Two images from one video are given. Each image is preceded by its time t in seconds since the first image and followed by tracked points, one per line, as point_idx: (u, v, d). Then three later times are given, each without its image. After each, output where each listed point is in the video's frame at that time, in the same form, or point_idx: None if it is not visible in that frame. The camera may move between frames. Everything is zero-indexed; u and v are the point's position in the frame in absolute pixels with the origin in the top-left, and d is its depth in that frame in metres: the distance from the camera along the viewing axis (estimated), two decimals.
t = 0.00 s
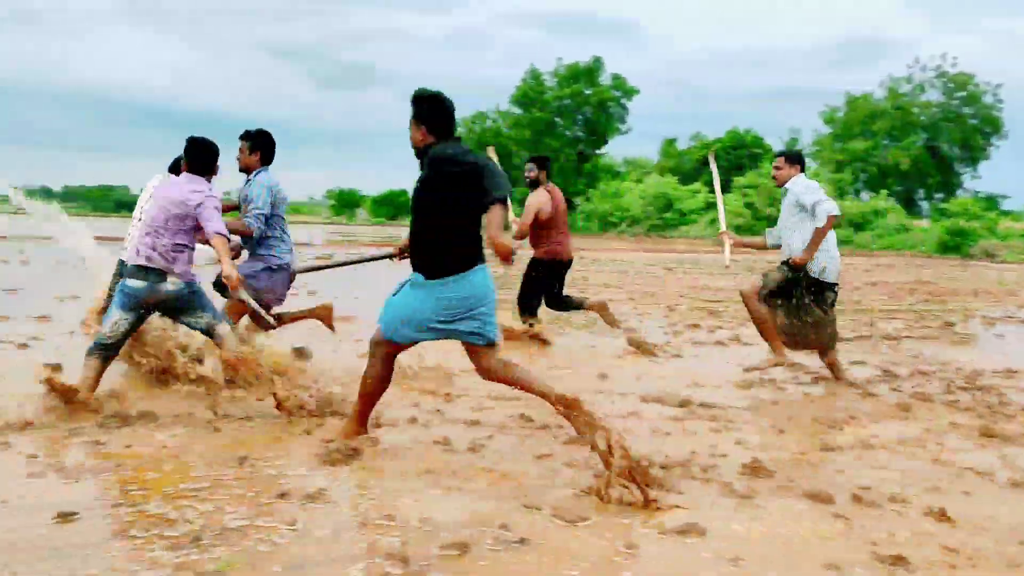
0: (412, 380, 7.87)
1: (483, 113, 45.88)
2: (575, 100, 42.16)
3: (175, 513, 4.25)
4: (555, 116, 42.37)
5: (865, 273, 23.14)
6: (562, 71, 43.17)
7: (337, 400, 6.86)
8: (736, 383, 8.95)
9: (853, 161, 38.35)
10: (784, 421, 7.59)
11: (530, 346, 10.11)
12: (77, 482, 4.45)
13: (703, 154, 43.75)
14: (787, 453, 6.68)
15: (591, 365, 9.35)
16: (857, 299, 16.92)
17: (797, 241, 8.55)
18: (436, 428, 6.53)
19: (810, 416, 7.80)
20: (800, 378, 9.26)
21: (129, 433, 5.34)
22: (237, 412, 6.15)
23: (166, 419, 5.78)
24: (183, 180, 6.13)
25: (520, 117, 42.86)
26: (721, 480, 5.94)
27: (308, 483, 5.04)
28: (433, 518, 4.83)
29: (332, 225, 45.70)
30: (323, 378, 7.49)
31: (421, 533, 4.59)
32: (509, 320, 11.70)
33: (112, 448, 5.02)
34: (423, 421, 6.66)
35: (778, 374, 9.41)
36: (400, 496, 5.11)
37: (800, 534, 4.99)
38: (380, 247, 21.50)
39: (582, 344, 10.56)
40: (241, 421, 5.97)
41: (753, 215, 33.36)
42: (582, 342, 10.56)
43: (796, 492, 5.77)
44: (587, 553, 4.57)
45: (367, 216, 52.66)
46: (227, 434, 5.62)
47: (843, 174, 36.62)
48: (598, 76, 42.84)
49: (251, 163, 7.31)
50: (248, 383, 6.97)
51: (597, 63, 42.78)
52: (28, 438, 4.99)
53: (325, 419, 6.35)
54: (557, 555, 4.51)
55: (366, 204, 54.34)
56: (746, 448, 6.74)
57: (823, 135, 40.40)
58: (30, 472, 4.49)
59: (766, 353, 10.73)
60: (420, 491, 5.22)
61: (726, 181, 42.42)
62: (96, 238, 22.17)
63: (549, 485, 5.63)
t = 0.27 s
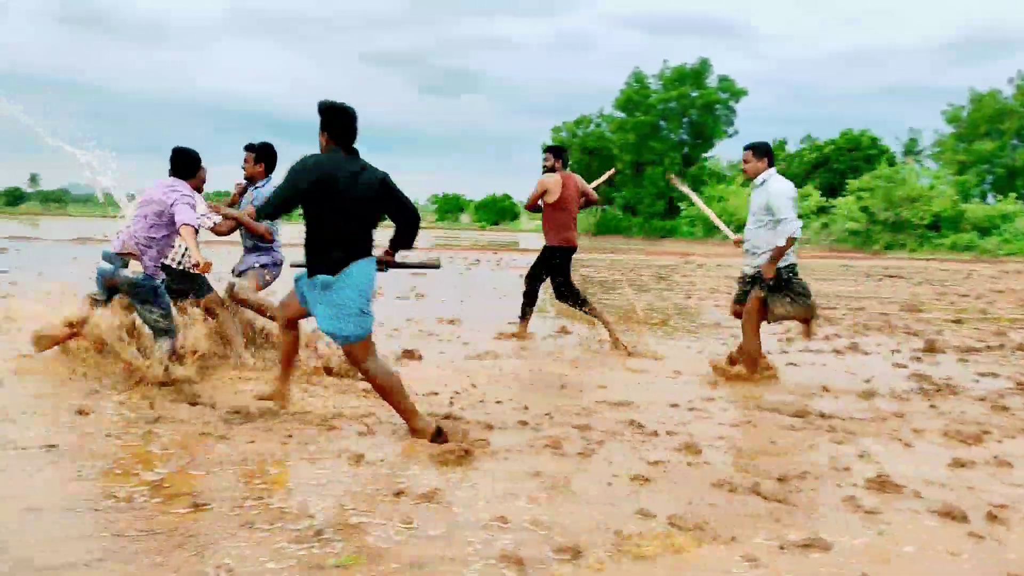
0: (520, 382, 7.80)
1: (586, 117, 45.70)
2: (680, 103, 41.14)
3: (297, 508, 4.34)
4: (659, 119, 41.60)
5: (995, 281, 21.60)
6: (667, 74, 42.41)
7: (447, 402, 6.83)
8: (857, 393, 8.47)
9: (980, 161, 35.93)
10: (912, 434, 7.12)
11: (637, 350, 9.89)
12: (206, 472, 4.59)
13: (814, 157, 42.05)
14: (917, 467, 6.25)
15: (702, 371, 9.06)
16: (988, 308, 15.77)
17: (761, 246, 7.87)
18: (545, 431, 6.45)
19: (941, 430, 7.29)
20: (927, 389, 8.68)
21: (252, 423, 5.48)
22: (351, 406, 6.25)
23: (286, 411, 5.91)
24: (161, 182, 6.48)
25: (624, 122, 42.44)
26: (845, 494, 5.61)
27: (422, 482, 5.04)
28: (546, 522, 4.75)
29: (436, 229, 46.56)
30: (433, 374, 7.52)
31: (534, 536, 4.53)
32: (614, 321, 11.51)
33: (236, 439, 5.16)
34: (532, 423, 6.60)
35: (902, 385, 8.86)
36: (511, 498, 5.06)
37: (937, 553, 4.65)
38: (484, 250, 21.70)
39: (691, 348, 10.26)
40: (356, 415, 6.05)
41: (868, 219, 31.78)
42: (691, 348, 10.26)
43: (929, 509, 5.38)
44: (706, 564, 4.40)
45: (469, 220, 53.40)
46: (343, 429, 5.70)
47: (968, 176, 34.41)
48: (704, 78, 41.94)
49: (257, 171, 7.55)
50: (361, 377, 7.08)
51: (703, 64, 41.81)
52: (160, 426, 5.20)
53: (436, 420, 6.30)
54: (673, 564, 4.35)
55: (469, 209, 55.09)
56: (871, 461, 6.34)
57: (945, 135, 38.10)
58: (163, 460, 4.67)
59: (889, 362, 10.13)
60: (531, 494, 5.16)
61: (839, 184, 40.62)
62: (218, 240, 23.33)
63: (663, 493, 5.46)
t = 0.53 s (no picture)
0: (572, 388, 7.74)
1: (634, 123, 45.45)
2: (730, 108, 40.91)
3: (355, 514, 4.34)
4: (708, 124, 41.32)
5: None
6: (717, 79, 42.09)
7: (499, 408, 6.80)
8: (920, 403, 8.19)
9: None
10: (979, 447, 6.84)
11: (690, 356, 9.75)
12: (265, 477, 4.62)
13: (869, 161, 41.13)
14: (984, 480, 6.01)
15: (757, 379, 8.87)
16: None
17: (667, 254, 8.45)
18: (599, 439, 6.37)
19: (1009, 442, 6.99)
20: (992, 400, 8.38)
21: (308, 427, 5.52)
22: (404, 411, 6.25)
23: (340, 414, 5.94)
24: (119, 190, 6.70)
25: (673, 128, 42.17)
26: (911, 507, 5.42)
27: (477, 490, 5.01)
28: (601, 531, 4.68)
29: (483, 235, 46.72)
30: (485, 380, 7.50)
31: (590, 545, 4.46)
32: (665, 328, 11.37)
33: (293, 444, 5.20)
34: (586, 431, 6.52)
35: (967, 396, 8.54)
36: (566, 507, 5.00)
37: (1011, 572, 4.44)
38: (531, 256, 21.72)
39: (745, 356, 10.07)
40: (410, 420, 6.05)
41: (925, 224, 30.90)
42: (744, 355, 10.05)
43: (1001, 523, 5.15)
44: None
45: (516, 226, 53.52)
46: (397, 434, 5.70)
47: None
48: (755, 82, 41.45)
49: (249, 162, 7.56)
50: (414, 381, 7.08)
51: (754, 68, 41.38)
52: (219, 429, 5.26)
53: (489, 426, 6.26)
54: None
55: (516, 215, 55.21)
56: (936, 474, 6.12)
57: (1007, 138, 36.85)
58: (223, 464, 4.72)
59: (952, 372, 9.78)
60: (586, 503, 5.09)
61: (895, 188, 39.62)
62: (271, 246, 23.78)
63: (720, 504, 5.33)
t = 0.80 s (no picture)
0: (610, 394, 7.69)
1: (671, 127, 45.15)
2: (770, 111, 40.43)
3: (395, 520, 4.35)
4: (747, 128, 40.88)
5: None
6: (756, 82, 41.64)
7: (537, 413, 6.78)
8: (967, 413, 7.99)
9: None
10: None
11: (729, 362, 9.63)
12: (306, 483, 4.65)
13: (912, 165, 40.32)
14: None
15: (799, 387, 8.71)
16: None
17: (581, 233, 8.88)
18: (638, 446, 6.31)
19: None
20: None
21: (348, 432, 5.54)
22: (443, 417, 6.25)
23: (379, 419, 5.96)
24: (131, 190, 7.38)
25: (711, 131, 41.79)
26: (959, 519, 5.28)
27: (516, 497, 4.99)
28: (641, 540, 4.63)
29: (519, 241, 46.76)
30: (522, 386, 7.47)
31: (630, 554, 4.41)
32: (704, 334, 11.24)
33: (334, 449, 5.22)
34: (625, 438, 6.46)
35: (1016, 407, 8.31)
36: (606, 515, 4.95)
37: None
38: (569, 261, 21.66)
39: (786, 363, 9.90)
40: (448, 426, 6.04)
41: (971, 230, 30.18)
42: (784, 361, 9.89)
43: None
44: None
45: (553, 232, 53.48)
46: (436, 440, 5.70)
47: None
48: (795, 85, 40.92)
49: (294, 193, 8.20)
50: (451, 387, 7.08)
51: (794, 71, 40.87)
52: (261, 432, 5.31)
53: (527, 432, 6.23)
54: None
55: (552, 220, 55.18)
56: (985, 486, 5.95)
57: None
58: (266, 469, 4.76)
59: (1000, 381, 9.53)
60: (625, 512, 5.04)
61: (939, 193, 38.79)
62: (311, 252, 24.09)
63: (762, 514, 5.24)
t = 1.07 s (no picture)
0: (646, 399, 7.63)
1: (706, 130, 44.80)
2: (807, 114, 39.93)
3: (431, 524, 4.35)
4: (784, 131, 40.42)
5: None
6: (793, 84, 41.16)
7: (572, 418, 6.74)
8: (1013, 421, 7.78)
9: None
10: None
11: (766, 368, 9.50)
12: (343, 486, 4.67)
13: (953, 168, 39.52)
14: None
15: (838, 394, 8.55)
16: None
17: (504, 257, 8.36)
18: (674, 451, 6.25)
19: None
20: None
21: (384, 436, 5.56)
22: (478, 421, 6.24)
23: (415, 423, 5.97)
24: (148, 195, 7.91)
25: (747, 134, 41.40)
26: (1007, 531, 5.14)
27: (552, 502, 4.96)
28: (678, 547, 4.58)
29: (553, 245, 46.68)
30: (557, 391, 7.43)
31: (668, 561, 4.36)
32: (741, 339, 11.10)
33: (370, 453, 5.24)
34: (661, 443, 6.40)
35: None
36: (642, 521, 4.90)
37: None
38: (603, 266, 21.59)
39: (826, 369, 9.72)
40: (483, 430, 6.04)
41: (1014, 234, 29.46)
42: (823, 367, 9.73)
43: None
44: None
45: (587, 236, 53.32)
46: (471, 444, 5.69)
47: None
48: (833, 88, 40.37)
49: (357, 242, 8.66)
50: (486, 392, 7.07)
51: (832, 73, 40.32)
52: (298, 435, 5.35)
53: (563, 437, 6.21)
54: None
55: (585, 224, 55.02)
56: None
57: None
58: (303, 471, 4.79)
59: None
60: (661, 518, 4.99)
61: (981, 196, 37.94)
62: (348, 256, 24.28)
63: (801, 522, 5.15)
